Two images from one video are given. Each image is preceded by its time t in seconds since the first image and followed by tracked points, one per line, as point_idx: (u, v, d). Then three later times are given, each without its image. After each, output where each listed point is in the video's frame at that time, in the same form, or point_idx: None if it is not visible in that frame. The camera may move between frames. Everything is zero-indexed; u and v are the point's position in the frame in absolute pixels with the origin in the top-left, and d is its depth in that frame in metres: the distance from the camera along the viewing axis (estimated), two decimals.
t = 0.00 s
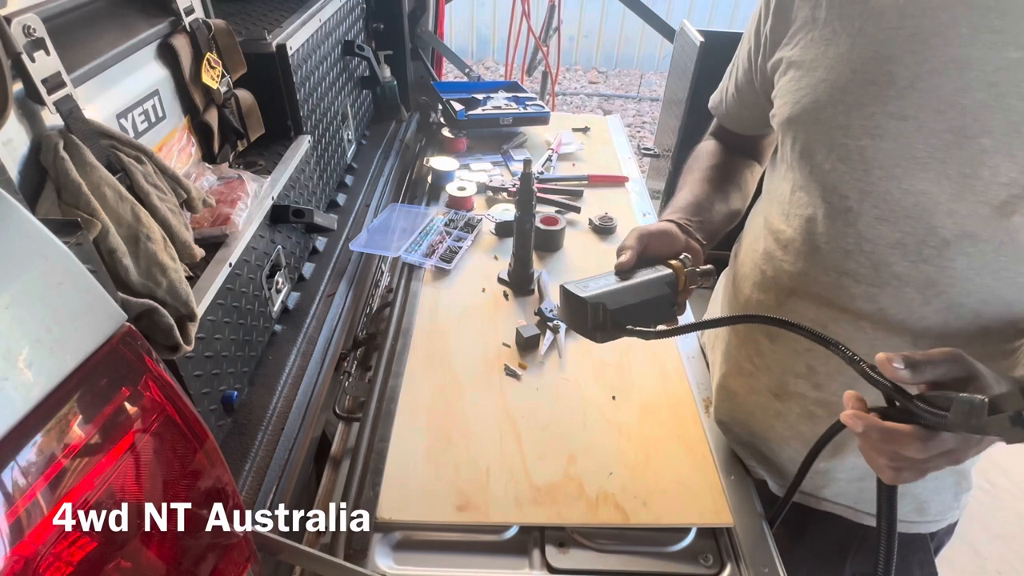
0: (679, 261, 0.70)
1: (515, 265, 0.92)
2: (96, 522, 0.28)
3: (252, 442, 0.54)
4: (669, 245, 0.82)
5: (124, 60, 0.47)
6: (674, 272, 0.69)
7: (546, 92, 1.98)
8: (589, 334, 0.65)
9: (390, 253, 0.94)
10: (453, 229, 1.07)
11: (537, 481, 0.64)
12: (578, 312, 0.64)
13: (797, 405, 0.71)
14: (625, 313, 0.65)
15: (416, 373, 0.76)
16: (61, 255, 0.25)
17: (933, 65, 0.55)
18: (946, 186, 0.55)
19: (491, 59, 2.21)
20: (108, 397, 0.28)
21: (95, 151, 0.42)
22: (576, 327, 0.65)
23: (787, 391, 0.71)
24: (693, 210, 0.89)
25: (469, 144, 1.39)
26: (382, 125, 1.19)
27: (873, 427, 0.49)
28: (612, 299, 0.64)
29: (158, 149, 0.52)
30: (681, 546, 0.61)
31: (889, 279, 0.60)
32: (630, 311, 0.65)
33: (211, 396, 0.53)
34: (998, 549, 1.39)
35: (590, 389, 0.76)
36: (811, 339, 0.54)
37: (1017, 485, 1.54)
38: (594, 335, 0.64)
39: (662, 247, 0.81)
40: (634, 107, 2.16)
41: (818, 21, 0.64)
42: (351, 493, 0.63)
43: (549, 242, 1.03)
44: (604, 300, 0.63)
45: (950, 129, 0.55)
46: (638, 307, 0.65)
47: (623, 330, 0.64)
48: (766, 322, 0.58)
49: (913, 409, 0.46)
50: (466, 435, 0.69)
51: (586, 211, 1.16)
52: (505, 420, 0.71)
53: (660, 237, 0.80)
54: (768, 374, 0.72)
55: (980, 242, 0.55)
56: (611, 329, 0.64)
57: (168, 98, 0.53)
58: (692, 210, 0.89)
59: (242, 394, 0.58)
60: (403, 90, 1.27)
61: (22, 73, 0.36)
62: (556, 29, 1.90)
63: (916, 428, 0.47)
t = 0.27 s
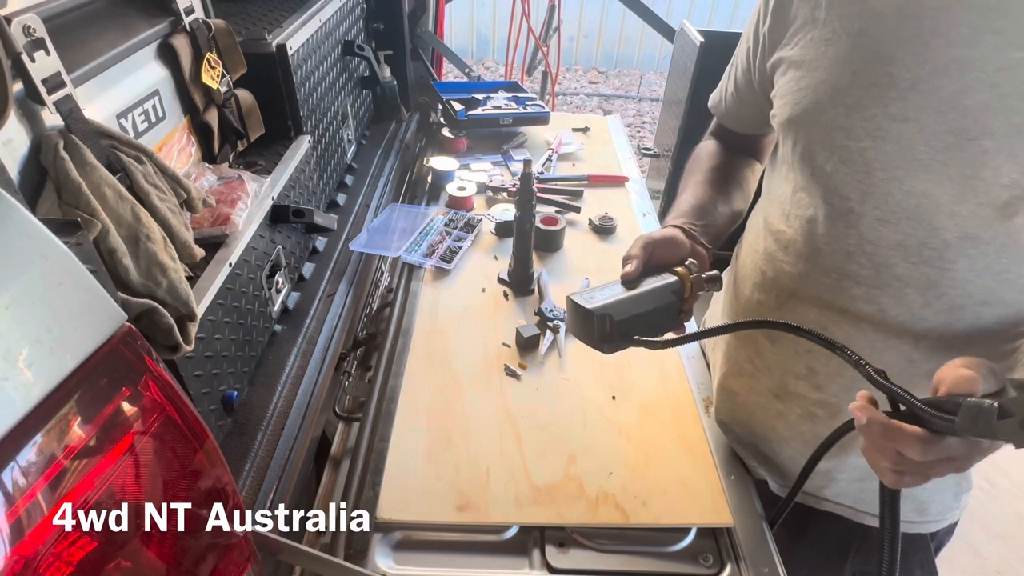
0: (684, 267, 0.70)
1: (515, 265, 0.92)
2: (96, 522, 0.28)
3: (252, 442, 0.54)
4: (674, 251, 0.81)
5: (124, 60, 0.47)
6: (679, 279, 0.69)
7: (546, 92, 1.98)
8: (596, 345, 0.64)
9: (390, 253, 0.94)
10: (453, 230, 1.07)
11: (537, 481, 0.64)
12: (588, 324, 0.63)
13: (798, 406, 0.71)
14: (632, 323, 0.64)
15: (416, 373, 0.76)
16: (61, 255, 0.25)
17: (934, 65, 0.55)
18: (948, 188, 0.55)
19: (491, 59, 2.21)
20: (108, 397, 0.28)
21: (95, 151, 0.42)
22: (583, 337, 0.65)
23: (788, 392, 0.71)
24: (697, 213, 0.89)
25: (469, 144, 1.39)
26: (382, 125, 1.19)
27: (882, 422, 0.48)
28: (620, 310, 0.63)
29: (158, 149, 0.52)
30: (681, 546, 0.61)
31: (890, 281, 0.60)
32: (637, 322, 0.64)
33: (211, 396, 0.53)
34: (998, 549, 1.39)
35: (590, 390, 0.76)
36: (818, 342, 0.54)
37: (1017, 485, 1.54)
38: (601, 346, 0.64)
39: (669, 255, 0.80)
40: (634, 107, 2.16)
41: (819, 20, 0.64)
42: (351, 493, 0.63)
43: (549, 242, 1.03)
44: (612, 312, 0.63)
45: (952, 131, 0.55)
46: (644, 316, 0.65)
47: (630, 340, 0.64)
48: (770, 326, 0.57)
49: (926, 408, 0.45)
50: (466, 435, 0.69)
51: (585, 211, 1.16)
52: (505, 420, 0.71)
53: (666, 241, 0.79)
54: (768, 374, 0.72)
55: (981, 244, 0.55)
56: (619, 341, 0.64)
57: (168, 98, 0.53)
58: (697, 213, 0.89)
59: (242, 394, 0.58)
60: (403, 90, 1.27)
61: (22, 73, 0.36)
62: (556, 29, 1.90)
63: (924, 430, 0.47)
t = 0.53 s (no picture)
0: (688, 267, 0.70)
1: (515, 265, 0.92)
2: (96, 522, 0.28)
3: (252, 442, 0.54)
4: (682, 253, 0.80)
5: (124, 60, 0.47)
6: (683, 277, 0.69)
7: (546, 92, 1.98)
8: (592, 334, 0.63)
9: (390, 253, 0.94)
10: (453, 229, 1.07)
11: (537, 481, 0.64)
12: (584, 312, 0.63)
13: (797, 404, 0.70)
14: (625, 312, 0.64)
15: (416, 373, 0.76)
16: (62, 255, 0.25)
17: (934, 60, 0.55)
18: (947, 182, 0.55)
19: (491, 59, 2.21)
20: (108, 396, 0.28)
21: (95, 151, 0.42)
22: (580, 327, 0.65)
23: (787, 390, 0.70)
24: (703, 215, 0.89)
25: (469, 144, 1.39)
26: (382, 126, 1.19)
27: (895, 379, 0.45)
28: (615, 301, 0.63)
29: (158, 149, 0.52)
30: (681, 546, 0.61)
31: (889, 276, 0.60)
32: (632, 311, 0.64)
33: (211, 396, 0.53)
34: (998, 549, 1.39)
35: (589, 390, 0.76)
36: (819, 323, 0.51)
37: (1017, 485, 1.54)
38: (597, 336, 0.63)
39: (676, 256, 0.80)
40: (634, 107, 2.16)
41: (819, 18, 0.64)
42: (351, 493, 0.63)
43: (549, 242, 1.03)
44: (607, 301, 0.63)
45: (951, 124, 0.55)
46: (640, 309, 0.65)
47: (624, 329, 0.63)
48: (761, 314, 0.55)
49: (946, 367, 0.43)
50: (466, 435, 0.69)
51: (586, 211, 1.16)
52: (505, 420, 0.71)
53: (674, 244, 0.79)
54: (767, 372, 0.72)
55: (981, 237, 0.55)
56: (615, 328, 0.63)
57: (168, 98, 0.53)
58: (703, 215, 0.89)
59: (242, 394, 0.58)
60: (403, 90, 1.27)
61: (22, 73, 0.36)
62: (556, 29, 1.90)
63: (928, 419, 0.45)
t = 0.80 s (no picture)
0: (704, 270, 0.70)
1: (515, 265, 0.92)
2: (96, 522, 0.28)
3: (252, 442, 0.54)
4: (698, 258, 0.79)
5: (124, 60, 0.47)
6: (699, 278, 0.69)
7: (546, 92, 1.98)
8: (609, 331, 0.64)
9: (390, 253, 0.94)
10: (453, 229, 1.07)
11: (537, 481, 0.64)
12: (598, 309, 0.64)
13: (792, 402, 0.70)
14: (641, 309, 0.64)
15: (416, 373, 0.76)
16: (62, 255, 0.25)
17: (930, 57, 0.55)
18: (941, 180, 0.55)
19: (492, 59, 2.21)
20: (108, 396, 0.28)
21: (95, 151, 0.42)
22: (598, 327, 0.65)
23: (783, 388, 0.70)
24: (713, 216, 0.88)
25: (469, 145, 1.39)
26: (382, 125, 1.19)
27: (896, 306, 0.40)
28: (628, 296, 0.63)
29: (159, 149, 0.52)
30: (682, 546, 0.61)
31: (883, 273, 0.60)
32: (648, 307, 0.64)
33: (211, 396, 0.53)
34: (998, 549, 1.39)
35: (590, 390, 0.76)
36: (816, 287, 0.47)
37: (1017, 485, 1.54)
38: (614, 333, 0.63)
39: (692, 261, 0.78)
40: (634, 107, 2.16)
41: (819, 16, 0.64)
42: (352, 493, 0.63)
43: (549, 242, 1.03)
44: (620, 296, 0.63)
45: (943, 122, 0.54)
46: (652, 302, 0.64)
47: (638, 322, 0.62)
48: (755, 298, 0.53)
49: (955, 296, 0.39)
50: (466, 435, 0.69)
51: (586, 211, 1.16)
52: (505, 420, 0.71)
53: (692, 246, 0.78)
54: (763, 370, 0.72)
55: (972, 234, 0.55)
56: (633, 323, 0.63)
57: (168, 98, 0.53)
58: (713, 216, 0.88)
59: (242, 394, 0.58)
60: (403, 90, 1.27)
61: (22, 74, 0.36)
62: (556, 29, 1.90)
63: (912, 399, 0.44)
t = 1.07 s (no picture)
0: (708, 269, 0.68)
1: (515, 265, 0.92)
2: (96, 522, 0.28)
3: (252, 442, 0.54)
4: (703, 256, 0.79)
5: (124, 60, 0.47)
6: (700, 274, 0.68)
7: (546, 92, 1.98)
8: (609, 322, 0.64)
9: (390, 253, 0.94)
10: (453, 229, 1.07)
11: (537, 481, 0.64)
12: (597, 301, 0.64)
13: (789, 400, 0.70)
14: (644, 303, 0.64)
15: (416, 373, 0.76)
16: (62, 255, 0.25)
17: (929, 56, 0.55)
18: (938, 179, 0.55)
19: (492, 59, 2.21)
20: (108, 396, 0.28)
21: (95, 151, 0.42)
22: (599, 315, 0.65)
23: (780, 386, 0.70)
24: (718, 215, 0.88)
25: (469, 145, 1.39)
26: (382, 125, 1.19)
27: (869, 263, 0.38)
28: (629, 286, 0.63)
29: (159, 149, 0.52)
30: (681, 546, 0.61)
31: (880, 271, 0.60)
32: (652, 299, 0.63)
33: (211, 396, 0.53)
34: (998, 549, 1.39)
35: (589, 390, 0.76)
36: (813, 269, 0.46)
37: (1017, 485, 1.54)
38: (612, 322, 0.63)
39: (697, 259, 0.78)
40: (634, 107, 2.16)
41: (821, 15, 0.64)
42: (352, 493, 0.63)
43: (549, 242, 1.03)
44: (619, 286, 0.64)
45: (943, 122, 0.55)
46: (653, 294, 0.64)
47: (636, 312, 0.62)
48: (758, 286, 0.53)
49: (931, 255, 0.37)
50: (467, 435, 0.69)
51: (586, 211, 1.16)
52: (505, 420, 0.71)
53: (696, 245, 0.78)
54: (760, 367, 0.72)
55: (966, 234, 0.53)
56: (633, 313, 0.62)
57: (168, 98, 0.53)
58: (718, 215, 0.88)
59: (242, 394, 0.58)
60: (403, 90, 1.27)
61: (22, 74, 0.36)
62: (556, 29, 1.90)
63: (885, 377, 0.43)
